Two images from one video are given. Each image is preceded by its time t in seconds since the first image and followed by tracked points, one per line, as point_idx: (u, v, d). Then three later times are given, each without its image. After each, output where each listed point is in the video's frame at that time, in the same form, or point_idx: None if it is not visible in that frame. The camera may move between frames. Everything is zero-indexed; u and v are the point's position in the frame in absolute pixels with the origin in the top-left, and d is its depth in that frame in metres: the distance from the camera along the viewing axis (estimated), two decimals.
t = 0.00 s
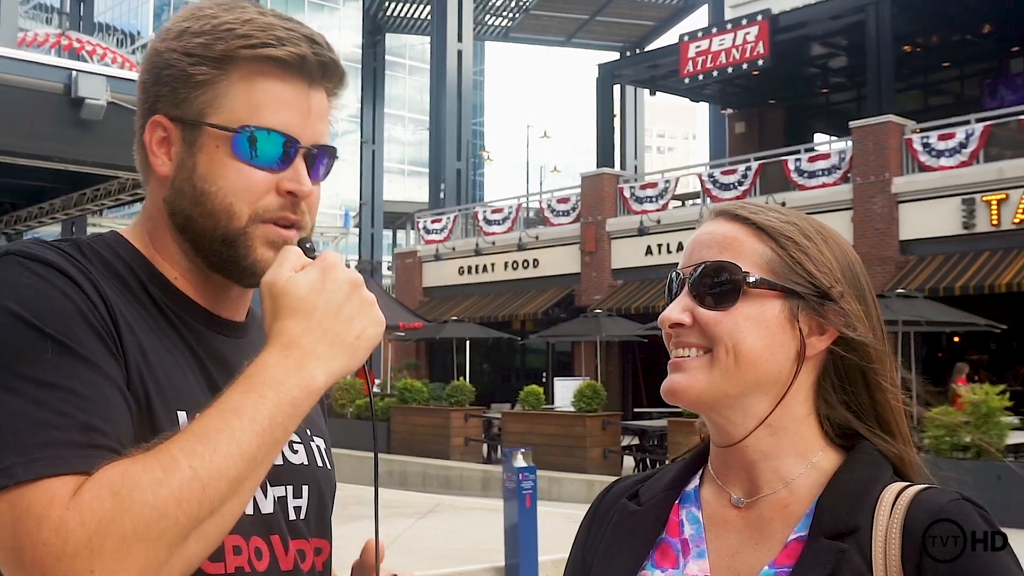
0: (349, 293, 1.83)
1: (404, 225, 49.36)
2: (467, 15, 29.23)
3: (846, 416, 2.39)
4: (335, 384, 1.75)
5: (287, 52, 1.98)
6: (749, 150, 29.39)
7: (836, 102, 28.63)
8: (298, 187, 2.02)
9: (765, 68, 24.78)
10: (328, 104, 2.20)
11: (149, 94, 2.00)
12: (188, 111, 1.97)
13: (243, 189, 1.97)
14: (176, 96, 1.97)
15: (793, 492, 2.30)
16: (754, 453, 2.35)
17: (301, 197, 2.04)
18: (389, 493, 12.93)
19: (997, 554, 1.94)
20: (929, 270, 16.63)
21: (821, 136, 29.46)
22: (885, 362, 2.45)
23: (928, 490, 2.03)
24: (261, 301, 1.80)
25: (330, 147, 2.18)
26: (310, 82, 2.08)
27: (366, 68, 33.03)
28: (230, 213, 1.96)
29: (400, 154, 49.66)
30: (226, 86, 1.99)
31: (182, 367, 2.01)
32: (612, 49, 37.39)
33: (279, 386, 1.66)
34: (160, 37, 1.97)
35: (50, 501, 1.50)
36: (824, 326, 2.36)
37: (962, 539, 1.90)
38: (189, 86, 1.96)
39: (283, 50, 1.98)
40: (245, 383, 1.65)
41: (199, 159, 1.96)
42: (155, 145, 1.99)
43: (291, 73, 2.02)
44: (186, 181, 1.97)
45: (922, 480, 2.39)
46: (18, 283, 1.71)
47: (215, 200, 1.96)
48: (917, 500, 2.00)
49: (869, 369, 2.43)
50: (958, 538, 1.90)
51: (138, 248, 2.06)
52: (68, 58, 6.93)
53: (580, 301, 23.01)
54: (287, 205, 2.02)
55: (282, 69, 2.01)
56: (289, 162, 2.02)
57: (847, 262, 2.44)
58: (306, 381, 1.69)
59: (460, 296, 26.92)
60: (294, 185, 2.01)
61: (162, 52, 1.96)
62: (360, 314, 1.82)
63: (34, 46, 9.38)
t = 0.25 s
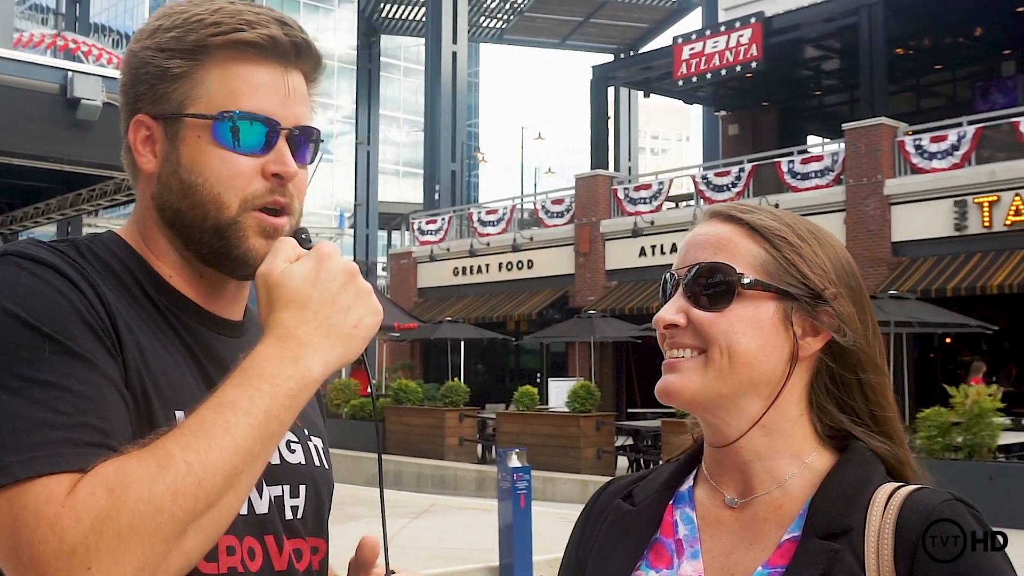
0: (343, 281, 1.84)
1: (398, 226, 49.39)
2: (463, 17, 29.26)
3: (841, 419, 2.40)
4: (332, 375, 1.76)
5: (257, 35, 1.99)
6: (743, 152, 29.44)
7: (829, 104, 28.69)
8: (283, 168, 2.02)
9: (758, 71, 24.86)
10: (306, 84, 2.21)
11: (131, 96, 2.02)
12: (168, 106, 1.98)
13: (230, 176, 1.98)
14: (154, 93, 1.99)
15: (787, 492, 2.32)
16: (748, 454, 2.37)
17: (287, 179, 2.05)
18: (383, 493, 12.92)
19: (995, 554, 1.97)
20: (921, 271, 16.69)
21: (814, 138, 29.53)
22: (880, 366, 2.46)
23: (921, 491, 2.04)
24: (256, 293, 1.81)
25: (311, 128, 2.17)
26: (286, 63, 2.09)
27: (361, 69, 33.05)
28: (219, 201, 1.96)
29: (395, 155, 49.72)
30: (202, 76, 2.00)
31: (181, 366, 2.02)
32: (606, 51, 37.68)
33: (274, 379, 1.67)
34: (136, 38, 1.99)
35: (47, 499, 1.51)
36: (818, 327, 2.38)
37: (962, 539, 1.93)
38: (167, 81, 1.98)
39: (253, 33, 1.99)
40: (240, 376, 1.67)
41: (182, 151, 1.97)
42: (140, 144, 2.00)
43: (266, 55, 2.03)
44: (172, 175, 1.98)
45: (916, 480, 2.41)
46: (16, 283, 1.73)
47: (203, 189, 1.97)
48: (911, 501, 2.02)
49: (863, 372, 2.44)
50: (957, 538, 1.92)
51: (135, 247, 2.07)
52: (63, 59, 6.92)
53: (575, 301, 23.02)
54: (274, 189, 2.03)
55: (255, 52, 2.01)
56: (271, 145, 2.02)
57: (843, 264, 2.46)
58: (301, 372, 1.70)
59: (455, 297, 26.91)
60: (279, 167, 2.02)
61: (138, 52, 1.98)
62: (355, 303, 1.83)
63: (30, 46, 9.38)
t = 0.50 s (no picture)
0: (353, 282, 1.89)
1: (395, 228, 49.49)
2: (459, 19, 29.32)
3: (836, 421, 2.43)
4: (337, 374, 1.80)
5: (241, 26, 2.03)
6: (736, 154, 29.53)
7: (822, 107, 28.77)
8: (276, 150, 2.03)
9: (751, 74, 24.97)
10: (290, 74, 2.24)
11: (123, 99, 2.04)
12: (158, 103, 1.99)
13: (224, 162, 1.98)
14: (144, 93, 2.00)
15: (782, 491, 2.35)
16: (745, 453, 2.40)
17: (281, 160, 2.05)
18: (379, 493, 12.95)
19: (992, 554, 2.01)
20: (912, 272, 16.79)
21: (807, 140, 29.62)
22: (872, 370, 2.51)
23: (914, 490, 2.08)
24: (266, 291, 1.87)
25: (298, 114, 2.17)
26: (268, 53, 2.13)
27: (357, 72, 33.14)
28: (215, 189, 1.96)
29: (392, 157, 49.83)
30: (189, 71, 2.02)
31: (189, 362, 2.05)
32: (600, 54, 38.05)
33: (278, 378, 1.71)
34: (124, 44, 2.03)
35: (49, 495, 1.53)
36: (812, 329, 2.41)
37: (961, 539, 1.96)
38: (156, 79, 2.00)
39: (237, 24, 2.02)
40: (244, 374, 1.70)
41: (175, 144, 1.98)
42: (134, 144, 2.02)
43: (249, 43, 2.06)
44: (167, 169, 1.98)
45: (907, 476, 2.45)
46: (20, 280, 1.75)
47: (199, 178, 1.96)
48: (905, 500, 2.05)
49: (856, 376, 2.48)
50: (957, 538, 1.96)
51: (136, 243, 2.10)
52: (63, 62, 6.94)
53: (569, 302, 23.06)
54: (268, 169, 2.03)
55: (239, 41, 2.04)
56: (261, 131, 2.03)
57: (837, 268, 2.50)
58: (305, 370, 1.74)
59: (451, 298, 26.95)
60: (272, 149, 2.03)
61: (125, 57, 2.01)
62: (361, 300, 1.89)
63: (30, 48, 9.40)
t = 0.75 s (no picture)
0: (356, 271, 1.90)
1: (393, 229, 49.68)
2: (456, 24, 29.42)
3: (830, 415, 2.48)
4: (342, 363, 1.82)
5: (244, 31, 2.01)
6: (728, 157, 29.66)
7: (813, 110, 28.87)
8: (278, 154, 2.02)
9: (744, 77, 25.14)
10: (293, 78, 2.23)
11: (127, 102, 2.03)
12: (162, 108, 1.98)
13: (226, 166, 1.97)
14: (150, 97, 2.00)
15: (781, 486, 2.41)
16: (744, 449, 2.46)
17: (282, 163, 2.04)
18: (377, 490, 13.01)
19: (993, 553, 2.06)
20: (902, 272, 16.87)
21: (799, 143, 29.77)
22: (868, 366, 2.56)
23: (911, 483, 2.12)
24: (271, 285, 1.89)
25: (300, 118, 2.17)
26: (272, 57, 2.11)
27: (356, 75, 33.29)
28: (218, 191, 1.97)
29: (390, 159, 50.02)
30: (193, 76, 2.00)
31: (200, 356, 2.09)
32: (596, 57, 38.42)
33: (283, 366, 1.73)
34: (131, 46, 2.02)
35: (58, 485, 1.58)
36: (811, 327, 2.47)
37: (962, 539, 2.00)
38: (161, 83, 1.99)
39: (241, 29, 2.01)
40: (250, 364, 1.73)
41: (179, 147, 1.97)
42: (139, 146, 2.01)
43: (252, 49, 2.04)
44: (171, 171, 1.98)
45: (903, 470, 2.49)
46: (33, 276, 1.80)
47: (203, 180, 1.97)
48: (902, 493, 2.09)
49: (854, 372, 2.52)
50: (957, 538, 2.00)
51: (142, 241, 2.15)
52: (66, 66, 6.99)
53: (565, 302, 23.14)
54: (269, 173, 2.02)
55: (243, 47, 2.03)
56: (263, 134, 2.01)
57: (835, 267, 2.55)
58: (309, 359, 1.76)
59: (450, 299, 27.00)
60: (274, 153, 2.02)
61: (131, 60, 2.00)
62: (365, 291, 1.90)
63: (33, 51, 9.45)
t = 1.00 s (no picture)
0: (355, 267, 1.85)
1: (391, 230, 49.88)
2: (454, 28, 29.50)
3: (825, 409, 2.51)
4: (342, 355, 1.77)
5: (246, 35, 2.02)
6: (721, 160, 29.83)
7: (805, 113, 28.99)
8: (282, 155, 2.04)
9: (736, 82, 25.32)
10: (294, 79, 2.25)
11: (133, 107, 2.06)
12: (168, 111, 2.00)
13: (231, 169, 2.00)
14: (155, 101, 2.02)
15: (779, 481, 2.43)
16: (744, 445, 2.46)
17: (286, 165, 2.06)
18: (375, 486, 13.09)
19: (992, 553, 2.07)
20: (891, 272, 17.00)
21: (790, 146, 29.90)
22: (866, 363, 2.58)
23: (907, 478, 2.13)
24: (270, 281, 1.82)
25: (303, 120, 2.18)
26: (274, 60, 2.13)
27: (356, 78, 33.49)
28: (221, 193, 1.99)
29: (389, 161, 50.29)
30: (196, 80, 2.03)
31: (204, 349, 2.11)
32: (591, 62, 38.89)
33: (284, 359, 1.68)
34: (135, 48, 2.02)
35: (66, 478, 1.55)
36: (809, 325, 2.49)
37: (961, 539, 2.02)
38: (166, 88, 2.01)
39: (243, 33, 2.02)
40: (251, 356, 1.68)
41: (186, 151, 1.99)
42: (145, 149, 2.03)
43: (254, 52, 2.06)
44: (177, 175, 2.00)
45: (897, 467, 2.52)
46: (43, 275, 1.81)
47: (206, 183, 1.99)
48: (899, 488, 2.10)
49: (851, 369, 2.55)
50: (957, 539, 2.01)
51: (151, 243, 2.17)
52: (70, 69, 7.06)
53: (561, 302, 23.26)
54: (274, 174, 2.05)
55: (245, 50, 2.05)
56: (266, 137, 2.03)
57: (831, 266, 2.58)
58: (310, 352, 1.71)
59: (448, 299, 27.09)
60: (278, 155, 2.04)
61: (135, 65, 2.02)
62: (364, 283, 1.84)
63: (38, 56, 9.58)
